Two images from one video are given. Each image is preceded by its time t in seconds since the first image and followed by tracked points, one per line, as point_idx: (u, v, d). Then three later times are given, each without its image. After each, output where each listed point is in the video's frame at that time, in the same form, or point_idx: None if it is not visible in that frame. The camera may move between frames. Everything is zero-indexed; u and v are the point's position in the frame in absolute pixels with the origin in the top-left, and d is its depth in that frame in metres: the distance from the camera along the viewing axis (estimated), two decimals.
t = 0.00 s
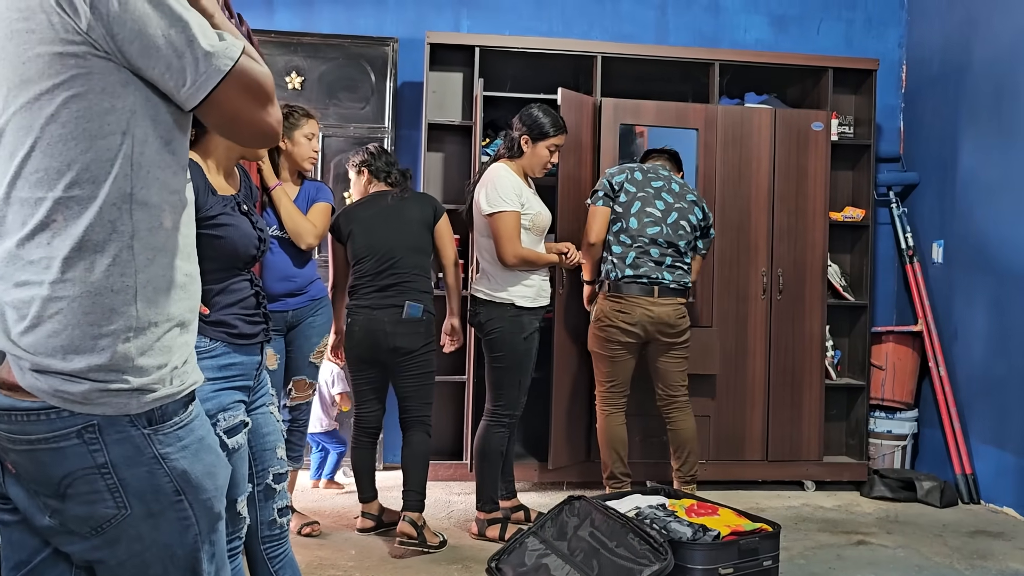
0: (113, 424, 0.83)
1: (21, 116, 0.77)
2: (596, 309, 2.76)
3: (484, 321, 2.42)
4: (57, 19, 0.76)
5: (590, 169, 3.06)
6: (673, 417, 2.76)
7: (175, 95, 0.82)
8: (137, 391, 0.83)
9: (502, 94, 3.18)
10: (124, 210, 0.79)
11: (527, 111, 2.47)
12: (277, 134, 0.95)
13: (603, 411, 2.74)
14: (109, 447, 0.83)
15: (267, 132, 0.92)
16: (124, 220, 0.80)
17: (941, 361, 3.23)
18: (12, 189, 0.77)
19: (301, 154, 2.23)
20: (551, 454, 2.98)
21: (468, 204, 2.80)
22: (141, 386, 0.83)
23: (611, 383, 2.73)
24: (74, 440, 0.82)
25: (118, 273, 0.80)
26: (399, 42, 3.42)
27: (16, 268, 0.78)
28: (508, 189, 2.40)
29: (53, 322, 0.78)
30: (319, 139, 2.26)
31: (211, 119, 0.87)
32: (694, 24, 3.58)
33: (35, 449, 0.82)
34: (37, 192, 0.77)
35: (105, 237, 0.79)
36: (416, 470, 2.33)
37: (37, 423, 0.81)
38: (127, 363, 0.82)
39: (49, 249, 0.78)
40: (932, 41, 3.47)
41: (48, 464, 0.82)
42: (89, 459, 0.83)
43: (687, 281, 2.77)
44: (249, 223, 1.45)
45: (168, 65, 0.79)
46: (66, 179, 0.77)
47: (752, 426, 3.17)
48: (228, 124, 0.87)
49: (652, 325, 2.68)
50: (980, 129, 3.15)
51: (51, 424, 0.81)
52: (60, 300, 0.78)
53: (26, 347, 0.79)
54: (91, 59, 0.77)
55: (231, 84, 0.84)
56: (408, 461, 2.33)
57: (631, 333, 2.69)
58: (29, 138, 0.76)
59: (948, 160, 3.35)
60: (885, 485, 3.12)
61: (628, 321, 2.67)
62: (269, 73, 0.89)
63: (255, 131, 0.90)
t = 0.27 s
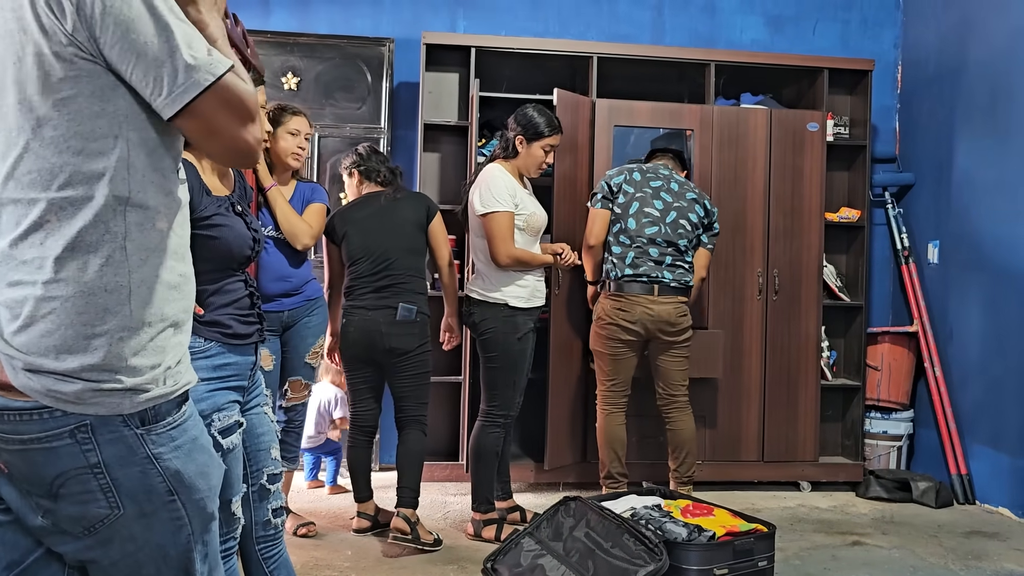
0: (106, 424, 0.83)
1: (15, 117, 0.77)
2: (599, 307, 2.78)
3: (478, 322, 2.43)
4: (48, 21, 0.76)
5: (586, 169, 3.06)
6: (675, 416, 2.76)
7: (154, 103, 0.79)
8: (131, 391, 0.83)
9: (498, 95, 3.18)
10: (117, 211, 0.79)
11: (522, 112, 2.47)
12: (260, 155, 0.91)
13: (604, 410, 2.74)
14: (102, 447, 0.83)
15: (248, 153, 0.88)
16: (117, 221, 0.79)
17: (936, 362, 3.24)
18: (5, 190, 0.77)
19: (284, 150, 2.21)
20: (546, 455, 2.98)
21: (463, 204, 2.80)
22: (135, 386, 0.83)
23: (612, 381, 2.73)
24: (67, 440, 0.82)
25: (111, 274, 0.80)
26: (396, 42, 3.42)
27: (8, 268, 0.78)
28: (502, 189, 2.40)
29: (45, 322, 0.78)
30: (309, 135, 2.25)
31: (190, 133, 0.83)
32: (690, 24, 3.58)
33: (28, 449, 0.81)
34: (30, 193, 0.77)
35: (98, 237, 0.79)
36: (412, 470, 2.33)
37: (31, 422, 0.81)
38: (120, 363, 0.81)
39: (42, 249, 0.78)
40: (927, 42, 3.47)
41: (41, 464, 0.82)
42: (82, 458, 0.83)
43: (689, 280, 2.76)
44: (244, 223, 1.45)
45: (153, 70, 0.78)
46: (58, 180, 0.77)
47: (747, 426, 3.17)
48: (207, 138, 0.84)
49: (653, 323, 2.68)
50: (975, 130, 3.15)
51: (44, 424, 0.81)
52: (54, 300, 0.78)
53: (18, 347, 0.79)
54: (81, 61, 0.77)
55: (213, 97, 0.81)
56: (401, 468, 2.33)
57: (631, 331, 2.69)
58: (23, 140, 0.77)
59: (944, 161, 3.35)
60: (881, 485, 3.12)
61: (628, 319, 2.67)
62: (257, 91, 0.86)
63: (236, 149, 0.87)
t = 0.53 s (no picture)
0: (108, 424, 0.82)
1: (20, 112, 0.75)
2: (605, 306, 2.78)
3: (477, 322, 2.43)
4: (62, 17, 0.75)
5: (584, 169, 3.06)
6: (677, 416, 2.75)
7: (173, 92, 0.81)
8: (134, 390, 0.82)
9: (496, 95, 3.18)
10: (121, 208, 0.79)
11: (520, 112, 2.47)
12: (265, 145, 0.95)
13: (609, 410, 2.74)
14: (105, 447, 0.83)
15: (257, 142, 0.92)
16: (121, 219, 0.79)
17: (934, 362, 3.25)
18: (8, 186, 0.76)
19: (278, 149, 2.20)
20: (545, 456, 2.98)
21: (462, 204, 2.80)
22: (138, 385, 0.82)
23: (618, 380, 2.73)
24: (70, 440, 0.81)
25: (115, 272, 0.79)
26: (394, 42, 3.41)
27: (11, 266, 0.77)
28: (499, 189, 2.40)
29: (49, 321, 0.77)
30: (303, 134, 2.23)
31: (204, 122, 0.86)
32: (688, 25, 3.59)
33: (30, 448, 0.81)
34: (35, 190, 0.76)
35: (102, 235, 0.78)
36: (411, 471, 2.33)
37: (31, 422, 0.80)
38: (123, 361, 0.81)
39: (46, 247, 0.77)
40: (925, 43, 3.48)
41: (43, 463, 0.81)
42: (84, 458, 0.82)
43: (694, 279, 2.76)
44: (242, 223, 1.44)
45: (169, 64, 0.79)
46: (64, 177, 0.76)
47: (745, 427, 3.18)
48: (221, 127, 0.87)
49: (659, 323, 2.68)
50: (972, 131, 3.16)
51: (45, 423, 0.80)
52: (57, 299, 0.77)
53: (21, 346, 0.78)
54: (92, 57, 0.77)
55: (231, 87, 0.84)
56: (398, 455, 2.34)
57: (637, 330, 2.69)
58: (28, 135, 0.75)
59: (941, 162, 3.36)
60: (879, 485, 3.12)
61: (633, 318, 2.68)
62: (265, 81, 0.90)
63: (247, 138, 0.90)
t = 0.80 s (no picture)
0: (116, 422, 0.82)
1: (37, 108, 0.75)
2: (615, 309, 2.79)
3: (477, 322, 2.43)
4: (87, 12, 0.75)
5: (584, 170, 3.06)
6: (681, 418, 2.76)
7: (192, 91, 0.83)
8: (142, 388, 0.82)
9: (496, 95, 3.18)
10: (133, 206, 0.80)
11: (520, 113, 2.47)
12: (274, 149, 0.97)
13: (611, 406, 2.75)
14: (112, 446, 0.82)
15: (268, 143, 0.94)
16: (133, 217, 0.79)
17: (934, 362, 3.25)
18: (22, 180, 0.76)
19: (291, 150, 2.20)
20: (545, 456, 2.98)
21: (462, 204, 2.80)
22: (146, 383, 0.82)
23: (623, 381, 2.73)
24: (78, 439, 0.80)
25: (126, 269, 0.79)
26: (394, 43, 3.42)
27: (21, 263, 0.77)
28: (499, 190, 2.40)
29: (59, 318, 0.77)
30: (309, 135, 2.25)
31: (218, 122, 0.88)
32: (687, 26, 3.59)
33: (36, 447, 0.80)
34: (50, 185, 0.76)
35: (115, 232, 0.78)
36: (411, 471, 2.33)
37: (39, 421, 0.79)
38: (133, 358, 0.81)
39: (60, 243, 0.76)
40: (924, 44, 3.49)
41: (49, 462, 0.80)
42: (91, 457, 0.81)
43: (705, 280, 2.75)
44: (242, 223, 1.44)
45: (189, 63, 0.81)
46: (79, 173, 0.76)
47: (745, 428, 3.18)
48: (235, 125, 0.89)
49: (669, 326, 2.69)
50: (972, 132, 3.16)
51: (53, 422, 0.79)
52: (69, 295, 0.77)
53: (30, 343, 0.78)
54: (117, 54, 0.77)
55: (249, 86, 0.87)
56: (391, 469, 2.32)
57: (647, 335, 2.70)
58: (45, 130, 0.75)
59: (941, 162, 3.36)
60: (879, 486, 3.12)
61: (641, 320, 2.68)
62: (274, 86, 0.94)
63: (258, 137, 0.93)
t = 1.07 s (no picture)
0: (126, 422, 0.81)
1: (53, 107, 0.74)
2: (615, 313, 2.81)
3: (477, 322, 2.43)
4: (106, 14, 0.75)
5: (585, 170, 3.06)
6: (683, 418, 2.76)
7: (201, 95, 0.83)
8: (153, 387, 0.81)
9: (497, 97, 3.19)
10: (147, 206, 0.79)
11: (522, 116, 2.47)
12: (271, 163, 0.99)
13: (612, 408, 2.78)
14: (122, 445, 0.81)
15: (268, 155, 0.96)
16: (145, 216, 0.79)
17: (935, 363, 3.24)
18: (35, 178, 0.74)
19: (297, 152, 2.22)
20: (545, 457, 2.98)
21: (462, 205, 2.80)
22: (157, 382, 0.81)
23: (623, 384, 2.76)
24: (88, 438, 0.79)
25: (139, 268, 0.79)
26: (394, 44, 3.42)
27: (33, 261, 0.75)
28: (500, 192, 2.40)
29: (72, 316, 0.76)
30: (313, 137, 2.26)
31: (224, 128, 0.89)
32: (687, 27, 3.59)
33: (46, 446, 0.78)
34: (64, 183, 0.75)
35: (129, 231, 0.78)
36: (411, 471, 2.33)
37: (52, 420, 0.77)
38: (144, 357, 0.80)
39: (74, 241, 0.75)
40: (924, 44, 3.49)
41: (58, 462, 0.78)
42: (101, 456, 0.80)
43: (705, 280, 2.74)
44: (241, 223, 1.43)
45: (203, 68, 0.82)
46: (95, 172, 0.76)
47: (745, 429, 3.17)
48: (241, 132, 0.90)
49: (669, 327, 2.69)
50: (972, 133, 3.16)
51: (64, 421, 0.78)
52: (82, 293, 0.76)
53: (41, 342, 0.76)
54: (134, 55, 0.77)
55: (255, 93, 0.89)
56: (391, 464, 2.34)
57: (647, 337, 2.72)
58: (61, 129, 0.74)
59: (941, 163, 3.36)
60: (880, 487, 3.12)
61: (640, 322, 2.70)
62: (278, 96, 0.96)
63: (262, 144, 0.94)
